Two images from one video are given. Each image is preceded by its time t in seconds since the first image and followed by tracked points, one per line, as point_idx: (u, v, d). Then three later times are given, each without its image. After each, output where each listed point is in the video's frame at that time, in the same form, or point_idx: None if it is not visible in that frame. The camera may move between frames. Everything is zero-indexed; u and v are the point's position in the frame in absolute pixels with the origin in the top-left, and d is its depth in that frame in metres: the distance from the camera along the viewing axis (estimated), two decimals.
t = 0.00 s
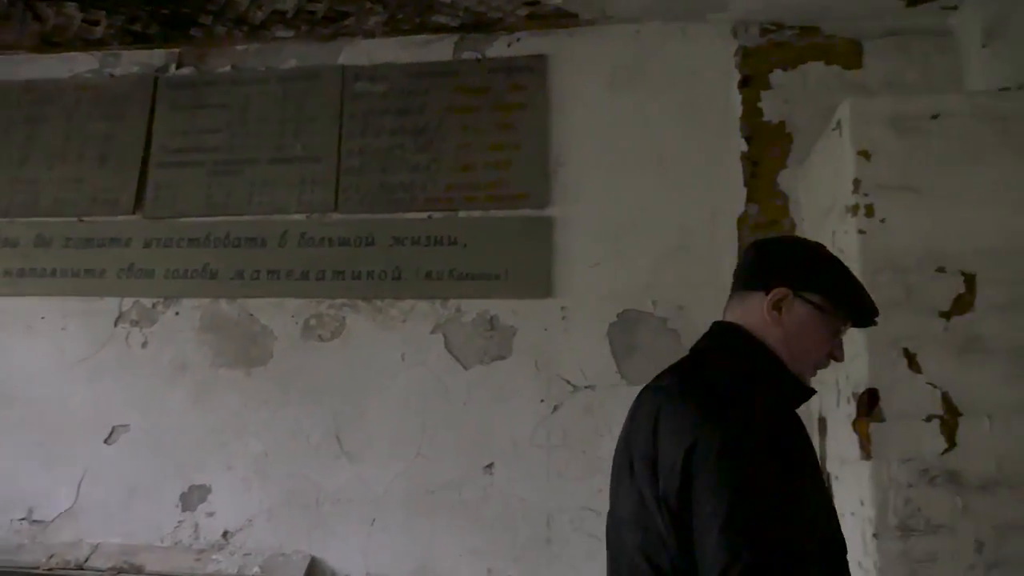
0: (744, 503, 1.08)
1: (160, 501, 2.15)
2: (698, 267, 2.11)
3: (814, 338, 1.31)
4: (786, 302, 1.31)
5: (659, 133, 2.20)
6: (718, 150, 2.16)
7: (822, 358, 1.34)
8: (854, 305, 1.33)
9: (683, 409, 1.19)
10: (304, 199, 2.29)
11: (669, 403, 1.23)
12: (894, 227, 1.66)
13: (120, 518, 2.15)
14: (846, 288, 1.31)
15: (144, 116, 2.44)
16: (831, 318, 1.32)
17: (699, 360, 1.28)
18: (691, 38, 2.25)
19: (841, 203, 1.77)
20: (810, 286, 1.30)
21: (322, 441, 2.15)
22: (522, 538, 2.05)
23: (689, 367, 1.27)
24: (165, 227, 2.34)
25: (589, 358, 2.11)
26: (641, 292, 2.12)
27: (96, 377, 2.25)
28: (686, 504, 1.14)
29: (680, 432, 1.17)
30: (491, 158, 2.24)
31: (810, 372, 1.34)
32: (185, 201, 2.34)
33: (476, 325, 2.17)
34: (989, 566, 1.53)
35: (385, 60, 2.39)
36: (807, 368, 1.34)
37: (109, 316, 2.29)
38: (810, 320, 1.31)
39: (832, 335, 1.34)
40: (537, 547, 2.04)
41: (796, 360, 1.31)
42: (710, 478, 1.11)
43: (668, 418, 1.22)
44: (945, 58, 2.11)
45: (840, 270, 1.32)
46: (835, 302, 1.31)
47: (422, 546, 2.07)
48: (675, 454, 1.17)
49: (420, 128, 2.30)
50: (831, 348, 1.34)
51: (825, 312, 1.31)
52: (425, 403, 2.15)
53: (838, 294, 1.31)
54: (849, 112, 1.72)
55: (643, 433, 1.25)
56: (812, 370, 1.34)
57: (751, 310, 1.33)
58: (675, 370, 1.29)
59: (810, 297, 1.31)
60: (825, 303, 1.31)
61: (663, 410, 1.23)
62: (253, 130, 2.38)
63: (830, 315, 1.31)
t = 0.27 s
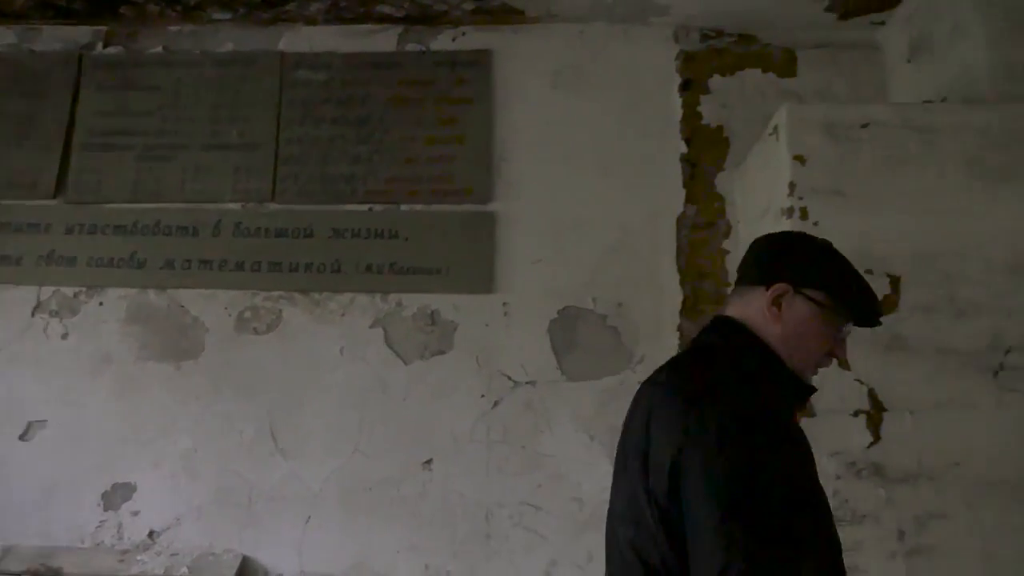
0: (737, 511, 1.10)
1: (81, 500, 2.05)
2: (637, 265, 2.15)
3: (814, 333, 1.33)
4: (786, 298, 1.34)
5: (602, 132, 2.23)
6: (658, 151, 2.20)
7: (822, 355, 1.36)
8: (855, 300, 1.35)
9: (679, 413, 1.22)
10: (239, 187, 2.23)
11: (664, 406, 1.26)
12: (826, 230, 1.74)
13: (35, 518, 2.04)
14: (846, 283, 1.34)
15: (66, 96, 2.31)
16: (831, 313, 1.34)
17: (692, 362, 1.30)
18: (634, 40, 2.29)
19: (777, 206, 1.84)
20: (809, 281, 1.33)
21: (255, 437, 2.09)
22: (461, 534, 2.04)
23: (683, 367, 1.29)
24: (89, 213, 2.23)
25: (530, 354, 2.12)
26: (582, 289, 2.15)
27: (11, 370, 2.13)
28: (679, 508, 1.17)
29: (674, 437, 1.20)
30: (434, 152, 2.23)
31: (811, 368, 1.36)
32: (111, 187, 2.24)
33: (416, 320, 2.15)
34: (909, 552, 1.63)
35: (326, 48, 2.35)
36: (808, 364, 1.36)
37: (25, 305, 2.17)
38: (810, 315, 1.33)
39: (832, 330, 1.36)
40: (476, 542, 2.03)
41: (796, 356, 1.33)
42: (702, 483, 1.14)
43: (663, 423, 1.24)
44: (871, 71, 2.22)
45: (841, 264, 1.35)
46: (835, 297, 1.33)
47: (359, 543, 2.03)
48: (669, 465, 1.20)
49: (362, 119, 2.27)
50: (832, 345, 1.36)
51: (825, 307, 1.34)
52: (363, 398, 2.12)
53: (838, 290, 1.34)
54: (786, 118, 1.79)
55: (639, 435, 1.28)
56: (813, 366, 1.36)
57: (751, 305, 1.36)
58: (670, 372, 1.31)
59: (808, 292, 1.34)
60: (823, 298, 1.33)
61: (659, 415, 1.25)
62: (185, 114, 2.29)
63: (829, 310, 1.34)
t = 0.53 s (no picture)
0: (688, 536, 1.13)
1: None
2: (576, 262, 2.16)
3: (759, 311, 1.37)
4: (727, 279, 1.41)
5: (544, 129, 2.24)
6: (598, 150, 2.23)
7: (776, 332, 1.38)
8: (797, 272, 1.37)
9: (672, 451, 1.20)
10: (168, 174, 2.14)
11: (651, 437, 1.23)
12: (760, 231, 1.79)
13: None
14: (786, 257, 1.37)
15: None
16: (776, 289, 1.38)
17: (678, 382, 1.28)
18: (576, 39, 2.31)
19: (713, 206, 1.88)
20: (747, 260, 1.38)
21: (181, 433, 2.02)
22: (396, 531, 2.02)
23: (669, 390, 1.26)
24: (2, 196, 2.10)
25: (468, 349, 2.11)
26: (521, 285, 2.15)
27: None
28: (653, 566, 1.14)
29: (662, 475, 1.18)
30: (374, 143, 2.19)
31: (765, 347, 1.38)
32: (28, 169, 2.12)
33: (353, 314, 2.11)
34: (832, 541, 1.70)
35: (263, 33, 2.28)
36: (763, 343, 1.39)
37: None
38: (753, 293, 1.38)
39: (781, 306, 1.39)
40: (411, 539, 2.01)
41: (746, 336, 1.38)
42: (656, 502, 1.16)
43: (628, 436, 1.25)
44: (802, 80, 2.30)
45: (780, 240, 1.39)
46: (775, 271, 1.37)
47: (290, 541, 1.99)
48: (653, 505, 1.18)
49: (300, 107, 2.21)
50: (783, 321, 1.39)
51: (768, 283, 1.38)
52: (297, 393, 2.07)
53: (777, 264, 1.37)
54: (724, 121, 1.84)
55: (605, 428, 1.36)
56: (769, 345, 1.39)
57: (700, 293, 1.44)
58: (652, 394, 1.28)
59: (749, 270, 1.39)
60: (763, 275, 1.38)
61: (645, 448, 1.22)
62: (110, 96, 2.19)
63: (772, 286, 1.38)
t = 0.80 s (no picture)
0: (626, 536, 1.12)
1: None
2: (510, 254, 2.17)
3: (687, 299, 1.40)
4: (661, 273, 1.43)
5: (480, 121, 2.23)
6: (534, 144, 2.24)
7: (710, 316, 1.39)
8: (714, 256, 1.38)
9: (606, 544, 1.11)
10: (85, 154, 2.04)
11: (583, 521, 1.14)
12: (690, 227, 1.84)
13: None
14: (702, 242, 1.38)
15: None
16: (700, 275, 1.40)
17: (608, 452, 1.18)
18: (514, 32, 2.31)
19: (646, 202, 1.92)
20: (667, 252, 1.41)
21: (96, 426, 1.93)
22: (323, 525, 1.98)
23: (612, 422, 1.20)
24: None
25: (401, 340, 2.09)
26: (455, 276, 2.14)
27: None
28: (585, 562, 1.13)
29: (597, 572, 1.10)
30: (306, 129, 2.14)
31: (704, 333, 1.40)
32: None
33: (281, 303, 2.05)
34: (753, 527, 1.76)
35: (190, 10, 2.19)
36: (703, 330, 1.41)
37: None
38: (679, 283, 1.41)
39: (709, 290, 1.40)
40: (339, 532, 1.98)
41: (682, 325, 1.41)
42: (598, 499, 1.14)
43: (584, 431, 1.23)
44: (731, 83, 2.37)
45: (698, 226, 1.39)
46: (696, 257, 1.38)
47: (212, 537, 1.93)
48: None
49: (228, 89, 2.14)
50: (714, 304, 1.39)
51: (690, 270, 1.40)
52: (221, 384, 2.00)
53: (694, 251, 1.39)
54: (658, 118, 1.88)
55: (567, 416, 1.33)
56: (708, 330, 1.40)
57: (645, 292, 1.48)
58: (584, 469, 1.18)
59: (671, 262, 1.42)
60: (684, 263, 1.40)
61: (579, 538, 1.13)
62: (22, 69, 2.07)
63: (694, 272, 1.40)
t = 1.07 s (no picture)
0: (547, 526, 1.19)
1: None
2: (452, 242, 2.16)
3: (635, 288, 1.42)
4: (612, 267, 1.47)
5: (423, 107, 2.22)
6: (477, 131, 2.23)
7: (658, 304, 1.41)
8: (659, 245, 1.41)
9: None
10: (4, 127, 1.94)
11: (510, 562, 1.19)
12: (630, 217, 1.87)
13: None
14: (647, 232, 1.41)
15: None
16: (646, 264, 1.42)
17: (535, 472, 1.22)
18: (458, 18, 2.29)
19: (588, 191, 1.95)
20: (615, 245, 1.44)
21: (15, 413, 1.85)
22: (256, 513, 1.94)
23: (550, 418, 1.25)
24: None
25: (339, 326, 2.06)
26: (396, 262, 2.12)
27: None
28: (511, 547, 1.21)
29: None
30: (243, 109, 2.08)
31: (653, 320, 1.41)
32: None
33: (215, 287, 2.00)
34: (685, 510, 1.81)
35: None
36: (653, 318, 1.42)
37: None
38: (627, 274, 1.43)
39: (656, 278, 1.42)
40: (273, 521, 1.95)
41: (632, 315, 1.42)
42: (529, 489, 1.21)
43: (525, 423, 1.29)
44: (671, 78, 2.41)
45: (642, 218, 1.43)
46: (640, 247, 1.41)
47: (139, 527, 1.87)
48: None
49: (160, 64, 2.06)
50: (662, 292, 1.41)
51: (638, 261, 1.42)
52: (150, 370, 1.93)
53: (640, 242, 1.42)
54: (601, 109, 1.91)
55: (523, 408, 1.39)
56: (658, 317, 1.41)
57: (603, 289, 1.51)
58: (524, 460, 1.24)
59: (619, 254, 1.45)
60: (631, 254, 1.43)
61: None
62: None
63: (641, 262, 1.42)
